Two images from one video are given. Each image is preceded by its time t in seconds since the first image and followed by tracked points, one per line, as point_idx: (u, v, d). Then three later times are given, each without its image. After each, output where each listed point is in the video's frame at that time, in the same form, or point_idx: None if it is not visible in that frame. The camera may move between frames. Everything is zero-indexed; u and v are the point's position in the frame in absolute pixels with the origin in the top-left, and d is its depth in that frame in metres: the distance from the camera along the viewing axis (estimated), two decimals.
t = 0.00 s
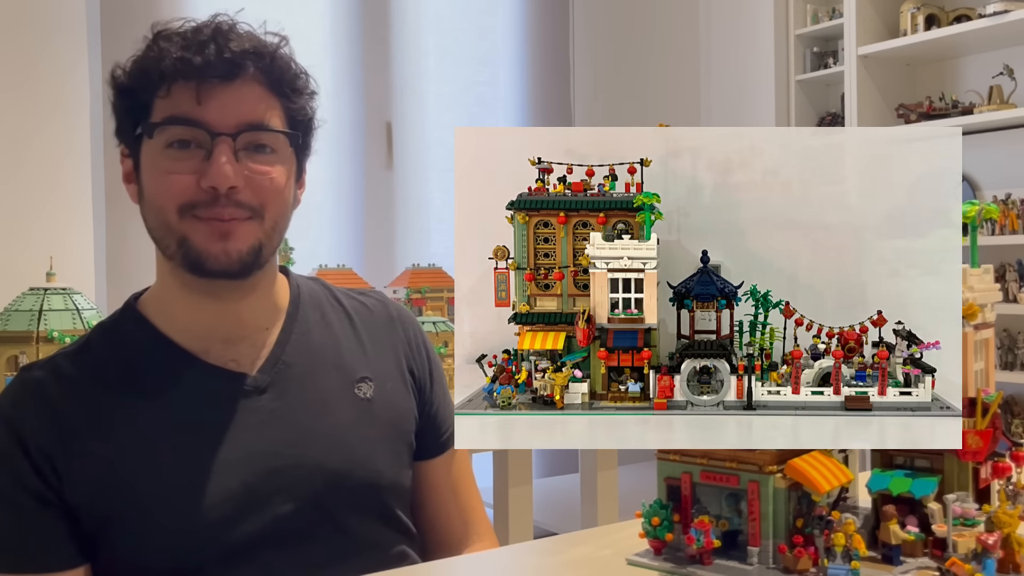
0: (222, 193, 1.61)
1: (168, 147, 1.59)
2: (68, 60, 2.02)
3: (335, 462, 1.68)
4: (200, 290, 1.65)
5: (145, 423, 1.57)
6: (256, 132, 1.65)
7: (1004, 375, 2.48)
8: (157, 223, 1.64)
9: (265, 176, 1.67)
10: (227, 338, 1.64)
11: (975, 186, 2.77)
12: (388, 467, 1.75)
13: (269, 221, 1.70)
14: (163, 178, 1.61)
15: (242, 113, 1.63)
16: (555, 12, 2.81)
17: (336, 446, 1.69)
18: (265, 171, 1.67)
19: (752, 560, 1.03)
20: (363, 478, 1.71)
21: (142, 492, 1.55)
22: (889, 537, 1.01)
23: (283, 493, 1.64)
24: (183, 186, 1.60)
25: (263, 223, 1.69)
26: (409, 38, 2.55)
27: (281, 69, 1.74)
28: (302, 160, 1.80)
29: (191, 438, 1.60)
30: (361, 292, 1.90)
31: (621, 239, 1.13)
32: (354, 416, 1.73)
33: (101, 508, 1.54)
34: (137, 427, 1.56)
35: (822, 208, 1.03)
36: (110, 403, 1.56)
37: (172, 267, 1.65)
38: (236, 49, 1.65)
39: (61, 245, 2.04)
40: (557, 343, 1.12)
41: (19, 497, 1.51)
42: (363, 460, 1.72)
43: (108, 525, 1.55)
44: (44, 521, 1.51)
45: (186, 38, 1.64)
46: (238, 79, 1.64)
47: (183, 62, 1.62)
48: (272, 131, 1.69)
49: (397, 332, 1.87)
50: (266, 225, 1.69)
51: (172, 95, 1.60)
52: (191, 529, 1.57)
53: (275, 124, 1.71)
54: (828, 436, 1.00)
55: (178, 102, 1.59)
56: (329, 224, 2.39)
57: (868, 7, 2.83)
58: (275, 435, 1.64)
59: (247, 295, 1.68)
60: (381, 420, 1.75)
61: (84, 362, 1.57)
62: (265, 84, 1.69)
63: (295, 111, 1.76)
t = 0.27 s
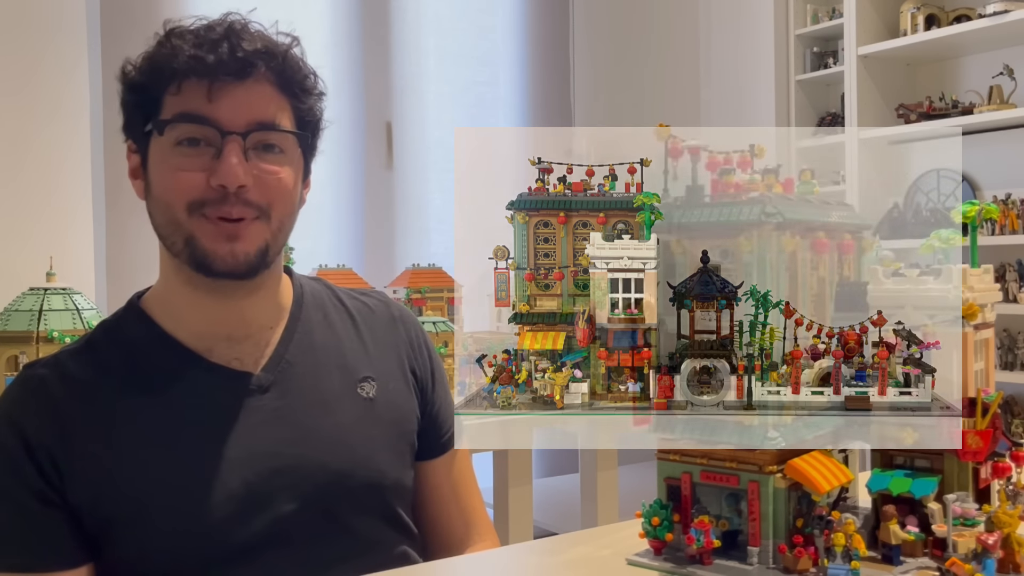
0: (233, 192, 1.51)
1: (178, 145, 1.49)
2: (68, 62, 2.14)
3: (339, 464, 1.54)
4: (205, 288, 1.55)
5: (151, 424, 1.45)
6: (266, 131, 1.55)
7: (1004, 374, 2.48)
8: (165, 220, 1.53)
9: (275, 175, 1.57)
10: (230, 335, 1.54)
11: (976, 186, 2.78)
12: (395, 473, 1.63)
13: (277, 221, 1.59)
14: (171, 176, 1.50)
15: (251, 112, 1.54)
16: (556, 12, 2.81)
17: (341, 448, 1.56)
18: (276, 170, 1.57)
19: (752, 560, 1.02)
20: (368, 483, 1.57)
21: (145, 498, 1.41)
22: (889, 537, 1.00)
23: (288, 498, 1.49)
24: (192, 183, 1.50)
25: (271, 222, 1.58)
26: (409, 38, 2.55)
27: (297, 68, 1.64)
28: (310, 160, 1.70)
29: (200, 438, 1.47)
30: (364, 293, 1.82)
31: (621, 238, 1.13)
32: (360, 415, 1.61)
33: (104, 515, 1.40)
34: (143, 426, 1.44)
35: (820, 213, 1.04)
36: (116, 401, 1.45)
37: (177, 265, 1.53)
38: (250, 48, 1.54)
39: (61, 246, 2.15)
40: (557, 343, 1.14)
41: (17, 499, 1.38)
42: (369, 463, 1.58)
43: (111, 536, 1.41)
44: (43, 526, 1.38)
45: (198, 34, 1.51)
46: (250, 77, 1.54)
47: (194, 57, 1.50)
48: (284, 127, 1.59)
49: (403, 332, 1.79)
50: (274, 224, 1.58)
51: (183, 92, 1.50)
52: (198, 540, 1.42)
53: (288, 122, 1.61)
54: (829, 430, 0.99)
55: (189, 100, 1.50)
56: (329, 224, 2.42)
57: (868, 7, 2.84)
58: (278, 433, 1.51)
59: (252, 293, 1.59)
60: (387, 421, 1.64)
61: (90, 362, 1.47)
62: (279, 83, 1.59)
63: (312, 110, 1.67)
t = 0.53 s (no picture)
0: (239, 199, 1.33)
1: (182, 150, 1.31)
2: (69, 62, 2.24)
3: (346, 468, 1.38)
4: (213, 292, 1.37)
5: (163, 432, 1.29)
6: (275, 134, 1.37)
7: (1004, 374, 2.48)
8: (169, 227, 1.34)
9: (283, 181, 1.38)
10: (235, 335, 1.38)
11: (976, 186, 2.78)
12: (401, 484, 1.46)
13: (284, 227, 1.39)
14: (175, 183, 1.32)
15: (260, 114, 1.36)
16: (556, 12, 2.82)
17: (346, 455, 1.39)
18: (286, 177, 1.39)
19: (752, 560, 1.01)
20: (376, 495, 1.42)
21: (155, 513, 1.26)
22: (889, 537, 0.99)
23: (301, 512, 1.33)
24: (197, 191, 1.32)
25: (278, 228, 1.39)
26: (409, 38, 2.56)
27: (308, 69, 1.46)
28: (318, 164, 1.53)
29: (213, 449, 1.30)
30: (368, 294, 1.67)
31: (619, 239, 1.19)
32: (369, 420, 1.45)
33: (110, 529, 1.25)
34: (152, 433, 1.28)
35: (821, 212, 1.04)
36: (122, 406, 1.29)
37: (184, 270, 1.36)
38: (260, 50, 1.37)
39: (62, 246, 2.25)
40: (555, 344, 1.23)
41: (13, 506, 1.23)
42: (377, 472, 1.42)
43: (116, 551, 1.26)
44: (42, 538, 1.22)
45: (204, 38, 1.35)
46: (258, 79, 1.37)
47: (199, 62, 1.32)
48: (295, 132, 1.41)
49: (410, 335, 1.63)
50: (282, 231, 1.39)
51: (188, 97, 1.33)
52: (210, 560, 1.27)
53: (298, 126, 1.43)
54: (829, 430, 1.01)
55: (194, 104, 1.33)
56: (328, 221, 2.43)
57: (867, 8, 2.87)
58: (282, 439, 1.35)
59: (260, 298, 1.41)
60: (395, 426, 1.49)
61: (96, 362, 1.31)
62: (290, 86, 1.41)
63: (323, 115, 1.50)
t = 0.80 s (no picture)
0: (252, 200, 1.16)
1: (193, 152, 1.16)
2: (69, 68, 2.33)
3: (356, 476, 1.28)
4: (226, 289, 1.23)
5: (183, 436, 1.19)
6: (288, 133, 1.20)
7: (1005, 375, 2.47)
8: (180, 230, 1.18)
9: (296, 178, 1.20)
10: (248, 338, 1.27)
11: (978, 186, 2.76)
12: (412, 494, 1.37)
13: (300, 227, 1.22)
14: (184, 184, 1.16)
15: (272, 111, 1.19)
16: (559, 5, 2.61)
17: (357, 465, 1.29)
18: (302, 176, 1.21)
19: (751, 560, 0.98)
20: (385, 505, 1.32)
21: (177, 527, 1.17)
22: (889, 537, 0.97)
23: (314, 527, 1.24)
24: (207, 192, 1.15)
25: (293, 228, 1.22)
26: (408, 37, 2.46)
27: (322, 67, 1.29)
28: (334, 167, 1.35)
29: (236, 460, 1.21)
30: (382, 295, 1.54)
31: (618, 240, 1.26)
32: (380, 429, 1.34)
33: (127, 538, 1.17)
34: (174, 440, 1.19)
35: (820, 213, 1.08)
36: (139, 410, 1.18)
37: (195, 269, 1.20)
38: (273, 45, 1.21)
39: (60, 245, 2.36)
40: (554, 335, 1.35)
41: (18, 512, 1.12)
42: (387, 484, 1.32)
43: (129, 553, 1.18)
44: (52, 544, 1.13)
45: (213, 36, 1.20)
46: (270, 77, 1.20)
47: (208, 61, 1.17)
48: (309, 128, 1.24)
49: (427, 339, 1.51)
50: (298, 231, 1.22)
51: (199, 98, 1.17)
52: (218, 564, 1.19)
53: (313, 125, 1.26)
54: (829, 430, 1.05)
55: (204, 105, 1.17)
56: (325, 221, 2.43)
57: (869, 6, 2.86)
58: (292, 445, 1.25)
59: (274, 301, 1.28)
60: (409, 437, 1.38)
61: (111, 361, 1.21)
62: (304, 84, 1.24)
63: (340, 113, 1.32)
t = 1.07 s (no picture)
0: (269, 190, 1.00)
1: (208, 146, 1.01)
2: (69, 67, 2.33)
3: (379, 484, 1.07)
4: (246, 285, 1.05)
5: (209, 443, 1.01)
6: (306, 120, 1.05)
7: (1004, 375, 2.48)
8: (196, 227, 1.02)
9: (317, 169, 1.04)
10: (273, 338, 1.08)
11: (977, 186, 2.78)
12: (433, 502, 1.14)
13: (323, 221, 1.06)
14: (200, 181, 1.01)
15: (290, 101, 1.04)
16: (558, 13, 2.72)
17: (378, 473, 1.08)
18: (324, 169, 1.06)
19: (751, 560, 0.96)
20: (408, 524, 1.10)
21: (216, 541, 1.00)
22: (889, 537, 0.95)
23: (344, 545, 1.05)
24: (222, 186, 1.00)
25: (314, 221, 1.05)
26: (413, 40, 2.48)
27: (340, 54, 1.12)
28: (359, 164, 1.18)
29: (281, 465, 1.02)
30: (409, 295, 1.32)
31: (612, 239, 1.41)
32: (403, 441, 1.12)
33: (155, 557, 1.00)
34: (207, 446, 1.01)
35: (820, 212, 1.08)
36: (160, 414, 1.01)
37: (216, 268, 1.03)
38: (285, 30, 1.05)
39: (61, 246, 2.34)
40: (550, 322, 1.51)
41: (35, 519, 0.96)
42: (412, 499, 1.11)
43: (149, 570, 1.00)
44: (70, 559, 0.97)
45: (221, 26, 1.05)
46: (282, 65, 1.04)
47: (215, 51, 1.02)
48: (328, 117, 1.08)
49: (455, 343, 1.26)
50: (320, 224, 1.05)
51: (210, 91, 1.03)
52: None
53: (330, 114, 1.09)
54: (830, 430, 1.06)
55: (215, 99, 1.02)
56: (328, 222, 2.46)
57: (869, 7, 2.87)
58: (314, 447, 1.05)
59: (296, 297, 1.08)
60: (436, 456, 1.15)
61: (132, 359, 1.04)
62: (319, 73, 1.07)
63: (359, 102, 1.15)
